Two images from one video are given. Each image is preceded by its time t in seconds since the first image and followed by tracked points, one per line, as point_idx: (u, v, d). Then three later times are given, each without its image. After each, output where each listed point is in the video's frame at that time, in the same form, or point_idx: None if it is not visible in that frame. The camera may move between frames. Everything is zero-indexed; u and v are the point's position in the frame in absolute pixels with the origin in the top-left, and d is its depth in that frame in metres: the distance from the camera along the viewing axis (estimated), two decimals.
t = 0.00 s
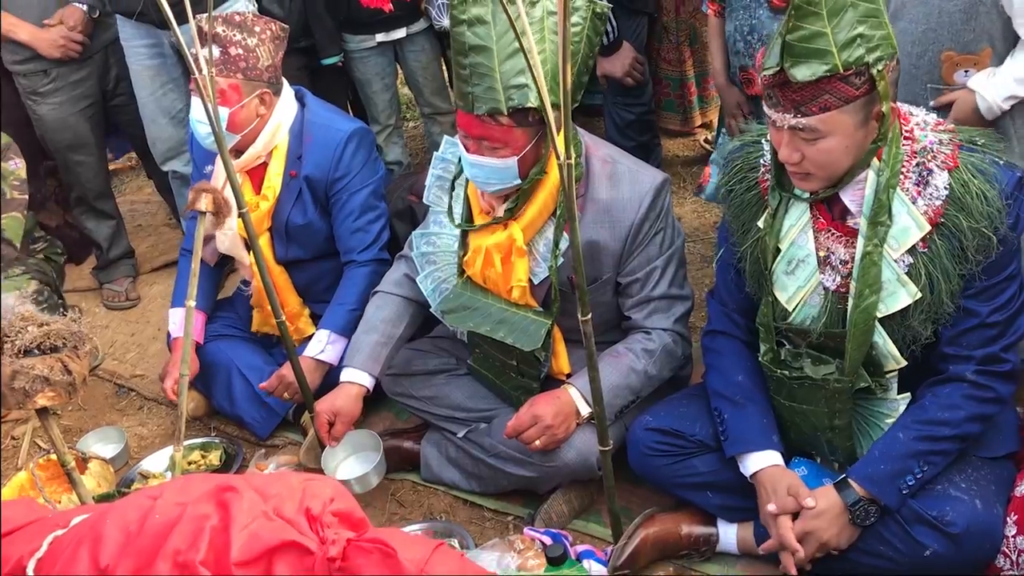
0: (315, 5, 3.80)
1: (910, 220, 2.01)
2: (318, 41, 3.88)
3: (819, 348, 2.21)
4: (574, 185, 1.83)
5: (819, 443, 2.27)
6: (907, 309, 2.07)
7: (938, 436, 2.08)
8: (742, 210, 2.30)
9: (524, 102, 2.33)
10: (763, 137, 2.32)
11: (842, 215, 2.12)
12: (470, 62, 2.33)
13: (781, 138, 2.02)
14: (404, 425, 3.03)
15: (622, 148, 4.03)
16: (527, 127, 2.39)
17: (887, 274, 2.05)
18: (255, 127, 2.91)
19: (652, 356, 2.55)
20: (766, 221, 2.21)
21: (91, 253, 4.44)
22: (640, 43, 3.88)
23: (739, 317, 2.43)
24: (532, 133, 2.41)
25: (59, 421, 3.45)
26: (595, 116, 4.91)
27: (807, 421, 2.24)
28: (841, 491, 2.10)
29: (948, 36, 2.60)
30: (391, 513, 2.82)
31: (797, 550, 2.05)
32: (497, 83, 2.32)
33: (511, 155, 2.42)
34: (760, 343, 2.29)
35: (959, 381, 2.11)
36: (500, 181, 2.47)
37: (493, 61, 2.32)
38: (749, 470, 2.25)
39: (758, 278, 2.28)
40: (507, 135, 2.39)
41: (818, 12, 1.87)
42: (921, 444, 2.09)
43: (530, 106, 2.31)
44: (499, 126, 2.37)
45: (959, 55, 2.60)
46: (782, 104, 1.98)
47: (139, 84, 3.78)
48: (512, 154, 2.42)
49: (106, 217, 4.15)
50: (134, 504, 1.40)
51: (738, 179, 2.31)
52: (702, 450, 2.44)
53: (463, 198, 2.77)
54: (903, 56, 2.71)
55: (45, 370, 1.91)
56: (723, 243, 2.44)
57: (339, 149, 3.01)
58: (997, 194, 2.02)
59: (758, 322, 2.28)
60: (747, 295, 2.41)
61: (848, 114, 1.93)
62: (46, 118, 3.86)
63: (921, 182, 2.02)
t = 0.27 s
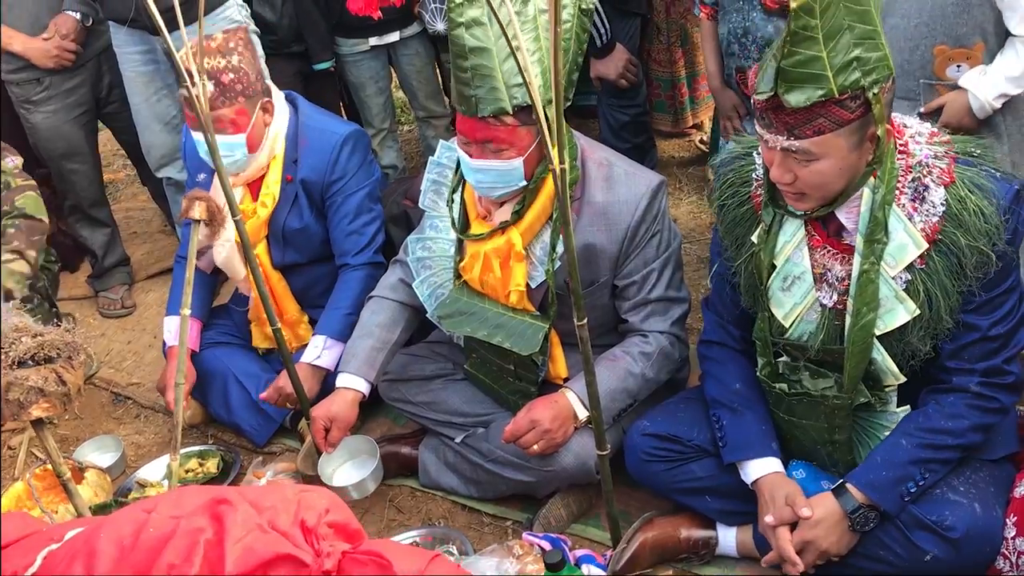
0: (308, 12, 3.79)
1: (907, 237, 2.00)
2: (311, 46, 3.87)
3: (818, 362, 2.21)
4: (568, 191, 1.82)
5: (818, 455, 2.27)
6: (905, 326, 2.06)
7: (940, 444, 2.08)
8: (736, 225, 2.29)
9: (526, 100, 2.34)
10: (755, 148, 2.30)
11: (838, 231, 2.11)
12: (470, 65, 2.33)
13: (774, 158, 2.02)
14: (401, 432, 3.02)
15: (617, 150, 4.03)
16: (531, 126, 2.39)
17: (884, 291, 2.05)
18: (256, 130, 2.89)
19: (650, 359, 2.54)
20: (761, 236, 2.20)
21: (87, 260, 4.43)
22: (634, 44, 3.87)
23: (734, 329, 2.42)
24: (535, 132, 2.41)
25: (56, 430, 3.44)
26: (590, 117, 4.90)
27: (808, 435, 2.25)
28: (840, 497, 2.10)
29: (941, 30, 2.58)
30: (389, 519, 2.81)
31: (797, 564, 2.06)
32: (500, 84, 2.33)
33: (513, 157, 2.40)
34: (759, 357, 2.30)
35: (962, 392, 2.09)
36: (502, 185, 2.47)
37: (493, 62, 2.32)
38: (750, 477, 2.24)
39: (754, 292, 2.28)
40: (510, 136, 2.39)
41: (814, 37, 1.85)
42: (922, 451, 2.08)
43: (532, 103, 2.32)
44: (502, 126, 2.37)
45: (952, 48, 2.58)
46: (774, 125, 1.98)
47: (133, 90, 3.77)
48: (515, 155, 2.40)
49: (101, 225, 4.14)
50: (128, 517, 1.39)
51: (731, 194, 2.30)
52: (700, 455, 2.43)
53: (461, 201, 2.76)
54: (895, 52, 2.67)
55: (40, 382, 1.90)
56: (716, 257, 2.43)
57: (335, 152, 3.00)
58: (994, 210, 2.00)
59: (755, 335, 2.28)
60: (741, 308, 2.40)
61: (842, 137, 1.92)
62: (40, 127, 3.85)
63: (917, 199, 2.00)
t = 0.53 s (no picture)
0: (295, 16, 3.78)
1: (894, 246, 2.00)
2: (300, 53, 3.87)
3: (809, 369, 2.21)
4: (558, 198, 1.81)
5: (812, 462, 2.28)
6: (894, 333, 2.06)
7: (933, 446, 2.09)
8: (725, 235, 2.30)
9: (512, 106, 2.33)
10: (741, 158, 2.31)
11: (825, 240, 2.11)
12: (458, 66, 2.32)
13: (755, 167, 2.02)
14: (394, 439, 3.01)
15: (607, 153, 4.03)
16: (515, 133, 2.40)
17: (872, 300, 2.05)
18: (259, 145, 2.92)
19: (642, 362, 2.54)
20: (750, 245, 2.21)
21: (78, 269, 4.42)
22: (623, 48, 3.88)
23: (725, 335, 2.42)
24: (519, 139, 2.41)
25: (48, 440, 3.43)
26: (580, 119, 4.91)
27: (800, 442, 2.26)
28: (832, 500, 2.09)
29: (925, 32, 2.56)
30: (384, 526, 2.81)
31: (797, 569, 2.05)
32: (485, 87, 2.33)
33: (494, 162, 2.42)
34: (750, 365, 2.30)
35: (953, 395, 2.10)
36: (483, 185, 2.48)
37: (481, 66, 2.32)
38: (732, 477, 2.25)
39: (744, 300, 2.28)
40: (493, 140, 2.39)
41: (794, 48, 1.84)
42: (915, 452, 2.09)
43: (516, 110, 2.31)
44: (485, 130, 2.38)
45: (935, 48, 2.57)
46: (755, 136, 1.97)
47: (123, 99, 3.76)
48: (495, 160, 2.42)
49: (92, 234, 4.13)
50: (117, 532, 1.38)
51: (719, 205, 2.30)
52: (692, 459, 2.43)
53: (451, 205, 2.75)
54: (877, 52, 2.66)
55: (30, 395, 1.89)
56: (706, 266, 2.43)
57: (325, 159, 3.00)
58: (980, 218, 2.00)
59: (746, 344, 2.29)
60: (732, 315, 2.40)
61: (823, 148, 1.93)
62: (29, 137, 3.84)
63: (903, 207, 2.01)
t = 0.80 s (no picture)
0: (283, 19, 3.81)
1: (883, 247, 2.01)
2: (290, 57, 3.88)
3: (800, 370, 2.22)
4: (548, 202, 1.81)
5: (803, 463, 2.28)
6: (883, 333, 2.07)
7: (924, 446, 2.09)
8: (717, 236, 2.30)
9: (499, 109, 2.34)
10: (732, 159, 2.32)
11: (815, 241, 2.12)
12: (447, 67, 2.34)
13: (742, 167, 2.03)
14: (386, 443, 3.00)
15: (598, 155, 4.04)
16: (502, 135, 2.39)
17: (861, 300, 2.06)
18: (247, 155, 2.90)
19: (633, 365, 2.54)
20: (740, 246, 2.21)
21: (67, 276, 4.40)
22: (613, 50, 3.89)
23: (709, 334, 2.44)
24: (507, 142, 2.41)
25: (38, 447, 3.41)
26: (571, 123, 4.91)
27: (792, 443, 2.25)
28: (824, 500, 2.10)
29: (909, 26, 2.58)
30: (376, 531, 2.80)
31: (788, 568, 2.07)
32: (473, 90, 2.34)
33: (482, 164, 2.41)
34: (742, 366, 2.30)
35: (943, 396, 2.11)
36: (472, 188, 2.47)
37: (470, 67, 2.33)
38: (715, 472, 2.25)
39: (735, 301, 2.29)
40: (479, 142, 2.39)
41: (776, 47, 1.85)
42: (906, 453, 2.09)
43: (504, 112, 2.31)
44: (473, 131, 2.37)
45: (919, 43, 2.58)
46: (741, 135, 1.98)
47: (113, 104, 3.75)
48: (483, 163, 2.41)
49: (81, 240, 4.11)
50: (108, 540, 1.38)
51: (710, 206, 2.31)
52: (683, 461, 2.43)
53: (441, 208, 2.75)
54: (862, 49, 2.67)
55: (19, 402, 1.88)
56: (697, 268, 2.43)
57: (316, 165, 3.00)
58: (968, 220, 2.02)
59: (737, 345, 2.29)
60: (722, 316, 2.40)
61: (808, 147, 1.93)
62: (17, 143, 3.82)
63: (892, 208, 2.02)
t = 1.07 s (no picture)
0: (273, 20, 3.79)
1: (871, 245, 2.02)
2: (280, 57, 3.88)
3: (789, 369, 2.23)
4: (539, 202, 1.81)
5: (793, 462, 2.28)
6: (872, 331, 2.08)
7: (912, 444, 2.10)
8: (706, 235, 2.30)
9: (486, 109, 2.33)
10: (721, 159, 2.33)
11: (803, 240, 2.13)
12: (440, 56, 2.35)
13: (730, 166, 2.03)
14: (376, 444, 3.00)
15: (588, 156, 4.04)
16: (484, 133, 2.40)
17: (850, 298, 2.07)
18: (236, 152, 2.90)
19: (623, 365, 2.54)
20: (730, 245, 2.22)
21: (55, 277, 4.37)
22: (604, 51, 3.89)
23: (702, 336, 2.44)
24: (488, 140, 2.42)
25: (25, 449, 3.39)
26: (561, 123, 4.92)
27: (782, 441, 2.25)
28: (814, 500, 2.11)
29: (898, 26, 2.59)
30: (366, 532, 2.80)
31: (781, 569, 2.06)
32: (461, 83, 2.34)
33: (458, 156, 2.42)
34: (732, 365, 2.30)
35: (930, 393, 2.12)
36: (449, 174, 2.46)
37: (461, 60, 2.33)
38: (704, 477, 2.25)
39: (725, 300, 2.29)
40: (462, 137, 2.40)
41: (759, 47, 1.85)
42: (895, 452, 2.10)
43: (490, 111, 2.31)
44: (455, 124, 2.38)
45: (909, 43, 2.59)
46: (727, 135, 1.99)
47: (102, 104, 3.73)
48: (461, 155, 2.42)
49: (69, 241, 4.09)
50: (97, 540, 1.37)
51: (700, 205, 2.31)
52: (673, 461, 2.44)
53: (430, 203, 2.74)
54: (852, 49, 2.68)
55: (7, 403, 1.87)
56: (685, 269, 2.44)
57: (307, 164, 2.99)
58: (955, 218, 2.03)
59: (728, 344, 2.29)
60: (713, 316, 2.42)
61: (794, 145, 1.94)
62: (5, 143, 3.80)
63: (879, 207, 2.03)
